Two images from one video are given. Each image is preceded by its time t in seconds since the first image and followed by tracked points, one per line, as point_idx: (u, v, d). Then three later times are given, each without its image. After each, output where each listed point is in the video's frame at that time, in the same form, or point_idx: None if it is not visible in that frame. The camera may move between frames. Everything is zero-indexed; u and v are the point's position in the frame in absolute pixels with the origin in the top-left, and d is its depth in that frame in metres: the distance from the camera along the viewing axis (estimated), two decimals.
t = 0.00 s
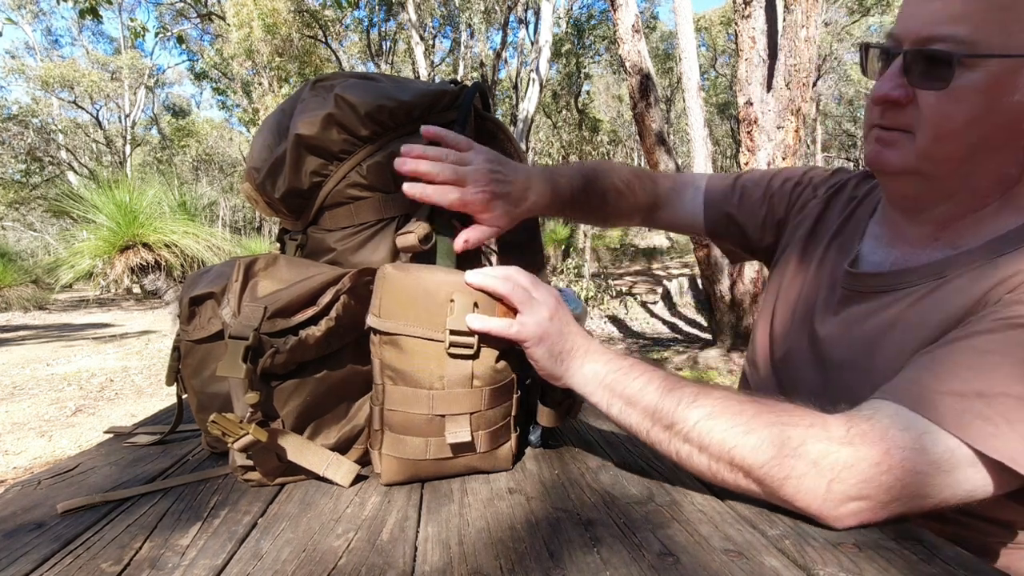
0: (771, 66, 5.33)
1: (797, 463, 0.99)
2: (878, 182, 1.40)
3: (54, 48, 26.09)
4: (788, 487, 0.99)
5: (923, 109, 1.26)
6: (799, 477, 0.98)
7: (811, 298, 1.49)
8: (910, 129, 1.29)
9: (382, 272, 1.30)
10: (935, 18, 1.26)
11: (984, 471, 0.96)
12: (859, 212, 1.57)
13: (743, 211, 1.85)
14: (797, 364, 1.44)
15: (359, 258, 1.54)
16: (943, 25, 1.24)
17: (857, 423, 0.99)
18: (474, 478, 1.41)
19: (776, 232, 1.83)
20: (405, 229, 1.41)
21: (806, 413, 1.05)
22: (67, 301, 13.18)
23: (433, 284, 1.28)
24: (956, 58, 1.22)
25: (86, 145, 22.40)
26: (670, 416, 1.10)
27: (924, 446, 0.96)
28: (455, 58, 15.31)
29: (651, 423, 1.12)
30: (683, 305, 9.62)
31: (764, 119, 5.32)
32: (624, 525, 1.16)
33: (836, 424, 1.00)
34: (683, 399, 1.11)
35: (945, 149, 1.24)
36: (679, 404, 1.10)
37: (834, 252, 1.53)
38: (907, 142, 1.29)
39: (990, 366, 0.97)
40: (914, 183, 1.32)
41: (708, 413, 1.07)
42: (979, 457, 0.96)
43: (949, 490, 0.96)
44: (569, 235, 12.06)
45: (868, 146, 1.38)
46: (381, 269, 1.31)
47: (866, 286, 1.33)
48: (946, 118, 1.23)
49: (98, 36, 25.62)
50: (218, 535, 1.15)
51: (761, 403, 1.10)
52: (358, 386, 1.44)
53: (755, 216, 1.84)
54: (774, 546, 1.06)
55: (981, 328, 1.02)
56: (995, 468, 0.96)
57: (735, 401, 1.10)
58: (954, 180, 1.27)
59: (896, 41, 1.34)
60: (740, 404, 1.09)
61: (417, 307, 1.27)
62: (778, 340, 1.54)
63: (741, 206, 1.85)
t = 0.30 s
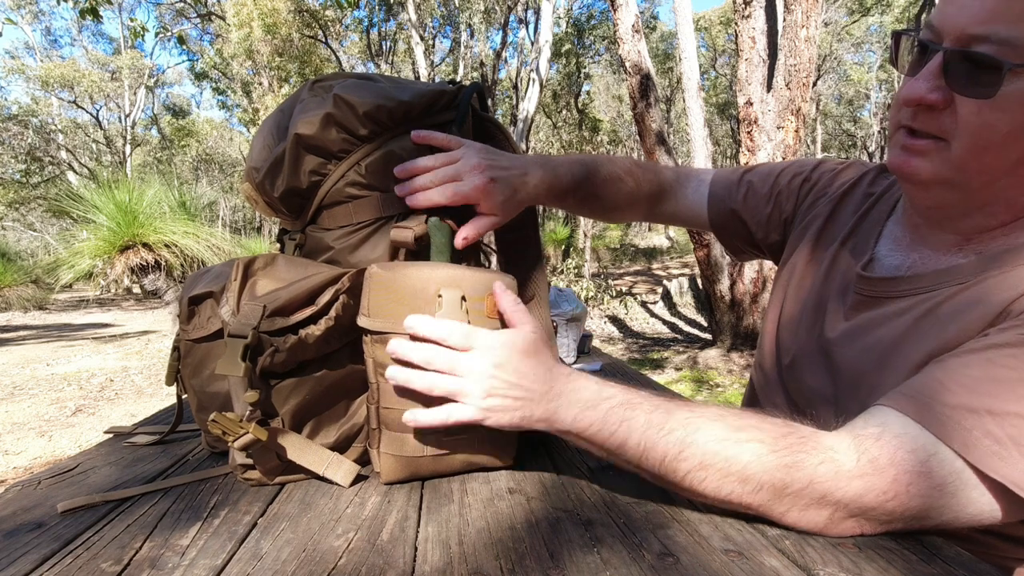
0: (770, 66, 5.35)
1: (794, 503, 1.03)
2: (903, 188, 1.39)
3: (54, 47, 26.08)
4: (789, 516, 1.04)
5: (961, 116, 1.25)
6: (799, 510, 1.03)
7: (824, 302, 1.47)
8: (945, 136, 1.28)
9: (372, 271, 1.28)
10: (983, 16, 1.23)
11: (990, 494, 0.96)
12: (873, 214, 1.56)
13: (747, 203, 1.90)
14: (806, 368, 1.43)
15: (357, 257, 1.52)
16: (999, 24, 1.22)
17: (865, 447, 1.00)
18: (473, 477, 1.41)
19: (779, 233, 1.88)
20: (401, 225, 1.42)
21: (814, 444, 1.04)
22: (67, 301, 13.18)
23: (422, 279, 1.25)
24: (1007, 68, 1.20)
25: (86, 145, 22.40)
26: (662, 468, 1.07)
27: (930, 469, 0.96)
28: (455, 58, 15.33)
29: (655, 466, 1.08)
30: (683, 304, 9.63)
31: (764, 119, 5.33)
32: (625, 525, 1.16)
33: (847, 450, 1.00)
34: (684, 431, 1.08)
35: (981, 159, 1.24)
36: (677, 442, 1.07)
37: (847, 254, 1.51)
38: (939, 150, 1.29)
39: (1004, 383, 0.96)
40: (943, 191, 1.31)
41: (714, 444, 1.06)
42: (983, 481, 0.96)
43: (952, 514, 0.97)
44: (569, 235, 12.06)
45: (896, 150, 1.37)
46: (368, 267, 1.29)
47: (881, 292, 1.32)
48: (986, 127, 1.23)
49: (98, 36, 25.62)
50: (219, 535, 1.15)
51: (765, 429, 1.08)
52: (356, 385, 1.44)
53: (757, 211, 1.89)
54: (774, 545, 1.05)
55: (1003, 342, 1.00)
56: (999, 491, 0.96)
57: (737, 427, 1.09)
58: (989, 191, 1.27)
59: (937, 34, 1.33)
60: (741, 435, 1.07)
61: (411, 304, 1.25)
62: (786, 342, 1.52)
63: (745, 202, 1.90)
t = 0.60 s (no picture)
0: (770, 66, 5.35)
1: (788, 511, 1.05)
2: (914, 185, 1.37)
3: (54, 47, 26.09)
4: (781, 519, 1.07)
5: (975, 113, 1.23)
6: (793, 516, 1.05)
7: (827, 301, 1.47)
8: (958, 133, 1.26)
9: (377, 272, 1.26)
10: (1002, 13, 1.21)
11: (987, 500, 0.97)
12: (877, 215, 1.55)
13: (742, 267, 1.92)
14: (808, 369, 1.42)
15: (358, 258, 1.53)
16: (1017, 21, 1.19)
17: (859, 454, 1.01)
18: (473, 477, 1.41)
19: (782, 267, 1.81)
20: (403, 227, 1.42)
21: (807, 453, 1.04)
22: (67, 301, 13.17)
23: (426, 279, 1.21)
24: None
25: (86, 145, 22.40)
26: (655, 485, 1.09)
27: (926, 471, 0.98)
28: (455, 58, 15.33)
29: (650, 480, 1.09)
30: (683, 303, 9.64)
31: (764, 119, 5.33)
32: (624, 525, 1.16)
33: (839, 454, 1.02)
34: (672, 447, 1.09)
35: (995, 156, 1.20)
36: (667, 458, 1.08)
37: (851, 254, 1.50)
38: (950, 148, 1.26)
39: (1005, 387, 0.97)
40: (952, 190, 1.29)
41: (707, 457, 1.07)
42: (977, 485, 0.97)
43: (949, 516, 0.98)
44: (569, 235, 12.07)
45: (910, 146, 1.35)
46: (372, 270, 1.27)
47: (884, 290, 1.31)
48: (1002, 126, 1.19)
49: (99, 36, 25.64)
50: (218, 535, 1.15)
51: (754, 441, 1.08)
52: (356, 386, 1.44)
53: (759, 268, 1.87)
54: (774, 545, 1.05)
55: (1005, 345, 1.00)
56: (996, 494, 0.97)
57: (727, 440, 1.09)
58: (1000, 189, 1.24)
59: (956, 29, 1.30)
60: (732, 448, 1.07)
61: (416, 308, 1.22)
62: (787, 340, 1.51)
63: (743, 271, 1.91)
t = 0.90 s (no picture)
0: (770, 66, 5.35)
1: (793, 501, 1.02)
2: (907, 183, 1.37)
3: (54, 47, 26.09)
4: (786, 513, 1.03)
5: (966, 109, 1.23)
6: (798, 509, 1.03)
7: (824, 303, 1.46)
8: (948, 129, 1.26)
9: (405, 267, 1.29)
10: (991, 11, 1.23)
11: (997, 496, 0.96)
12: (871, 214, 1.54)
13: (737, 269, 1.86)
14: (807, 370, 1.42)
15: (368, 258, 1.53)
16: (1007, 17, 1.20)
17: (865, 448, 0.99)
18: (472, 478, 1.40)
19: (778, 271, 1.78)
20: (416, 230, 1.46)
21: (813, 443, 1.03)
22: (67, 301, 13.17)
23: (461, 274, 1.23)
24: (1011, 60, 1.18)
25: (86, 145, 22.40)
26: (660, 467, 1.07)
27: (933, 468, 0.96)
28: (455, 58, 15.32)
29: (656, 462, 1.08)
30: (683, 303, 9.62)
31: (764, 119, 5.33)
32: (624, 525, 1.16)
33: (842, 445, 1.01)
34: (679, 433, 1.08)
35: (984, 152, 1.21)
36: (674, 442, 1.07)
37: (846, 254, 1.50)
38: (939, 145, 1.27)
39: (1009, 380, 0.96)
40: (945, 188, 1.30)
41: (710, 445, 1.05)
42: (987, 481, 0.95)
43: (956, 512, 0.97)
44: (569, 235, 12.08)
45: (901, 143, 1.35)
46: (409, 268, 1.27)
47: (882, 291, 1.31)
48: (991, 122, 1.20)
49: (99, 36, 25.63)
50: (219, 535, 1.15)
51: (760, 428, 1.08)
52: (365, 385, 1.44)
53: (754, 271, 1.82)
54: (774, 545, 1.05)
55: (1006, 338, 1.01)
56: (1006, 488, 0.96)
57: (732, 425, 1.08)
58: (992, 185, 1.24)
59: (946, 27, 1.33)
60: (738, 435, 1.06)
61: (431, 305, 1.24)
62: (784, 342, 1.51)
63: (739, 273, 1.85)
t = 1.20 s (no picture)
0: (770, 66, 5.35)
1: (785, 479, 1.02)
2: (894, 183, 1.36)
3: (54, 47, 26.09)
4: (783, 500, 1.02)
5: (947, 110, 1.23)
6: (790, 490, 1.01)
7: (817, 304, 1.44)
8: (932, 130, 1.26)
9: (467, 268, 1.45)
10: (966, 15, 1.21)
11: (994, 480, 0.94)
12: (859, 215, 1.53)
13: (720, 260, 1.87)
14: (800, 372, 1.39)
15: (416, 257, 1.53)
16: (982, 21, 1.19)
17: (857, 431, 0.99)
18: (473, 478, 1.40)
19: (763, 271, 1.79)
20: (467, 231, 1.58)
21: (807, 425, 1.05)
22: (68, 301, 13.17)
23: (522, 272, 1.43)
24: (990, 63, 1.17)
25: (86, 145, 22.41)
26: (662, 440, 1.12)
27: (929, 453, 0.95)
28: (455, 57, 15.33)
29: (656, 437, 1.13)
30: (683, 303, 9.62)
31: (764, 119, 5.33)
32: (624, 526, 1.16)
33: (835, 435, 1.01)
34: (674, 421, 1.12)
35: (968, 151, 1.21)
36: (667, 426, 1.12)
37: (837, 256, 1.48)
38: (925, 145, 1.26)
39: (996, 364, 0.96)
40: (932, 187, 1.29)
41: (701, 430, 1.09)
42: (986, 465, 0.94)
43: (958, 500, 0.95)
44: (569, 235, 12.08)
45: (885, 146, 1.35)
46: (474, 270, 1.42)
47: (874, 290, 1.29)
48: (972, 120, 1.19)
49: (98, 36, 25.60)
50: (219, 535, 1.15)
51: (758, 417, 1.09)
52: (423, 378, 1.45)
53: (739, 266, 1.82)
54: (774, 546, 1.05)
55: (993, 325, 1.01)
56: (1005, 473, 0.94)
57: (726, 416, 1.11)
58: (978, 182, 1.23)
59: (923, 33, 1.31)
60: (731, 418, 1.10)
61: (505, 299, 1.38)
62: (779, 345, 1.48)
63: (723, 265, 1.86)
